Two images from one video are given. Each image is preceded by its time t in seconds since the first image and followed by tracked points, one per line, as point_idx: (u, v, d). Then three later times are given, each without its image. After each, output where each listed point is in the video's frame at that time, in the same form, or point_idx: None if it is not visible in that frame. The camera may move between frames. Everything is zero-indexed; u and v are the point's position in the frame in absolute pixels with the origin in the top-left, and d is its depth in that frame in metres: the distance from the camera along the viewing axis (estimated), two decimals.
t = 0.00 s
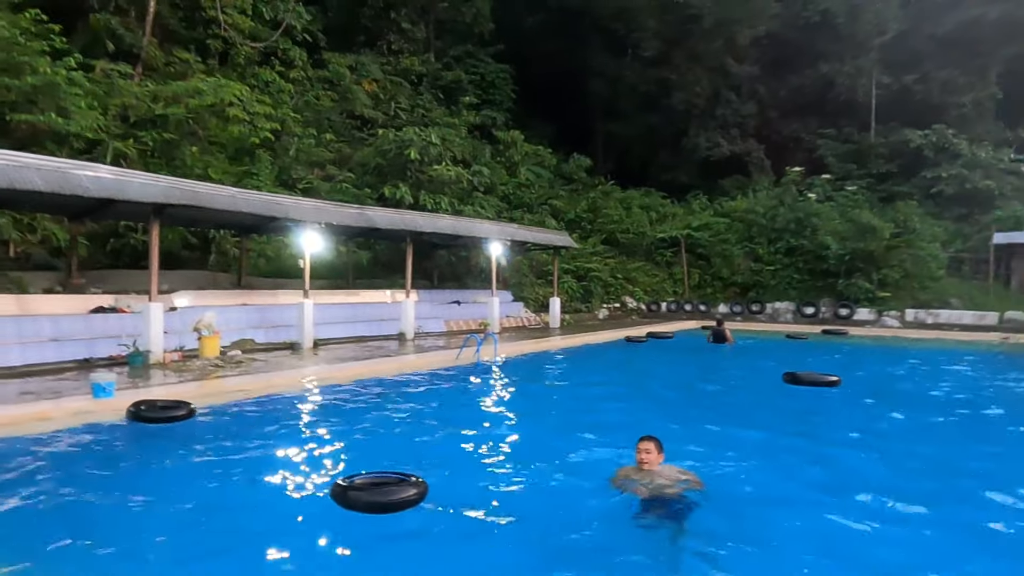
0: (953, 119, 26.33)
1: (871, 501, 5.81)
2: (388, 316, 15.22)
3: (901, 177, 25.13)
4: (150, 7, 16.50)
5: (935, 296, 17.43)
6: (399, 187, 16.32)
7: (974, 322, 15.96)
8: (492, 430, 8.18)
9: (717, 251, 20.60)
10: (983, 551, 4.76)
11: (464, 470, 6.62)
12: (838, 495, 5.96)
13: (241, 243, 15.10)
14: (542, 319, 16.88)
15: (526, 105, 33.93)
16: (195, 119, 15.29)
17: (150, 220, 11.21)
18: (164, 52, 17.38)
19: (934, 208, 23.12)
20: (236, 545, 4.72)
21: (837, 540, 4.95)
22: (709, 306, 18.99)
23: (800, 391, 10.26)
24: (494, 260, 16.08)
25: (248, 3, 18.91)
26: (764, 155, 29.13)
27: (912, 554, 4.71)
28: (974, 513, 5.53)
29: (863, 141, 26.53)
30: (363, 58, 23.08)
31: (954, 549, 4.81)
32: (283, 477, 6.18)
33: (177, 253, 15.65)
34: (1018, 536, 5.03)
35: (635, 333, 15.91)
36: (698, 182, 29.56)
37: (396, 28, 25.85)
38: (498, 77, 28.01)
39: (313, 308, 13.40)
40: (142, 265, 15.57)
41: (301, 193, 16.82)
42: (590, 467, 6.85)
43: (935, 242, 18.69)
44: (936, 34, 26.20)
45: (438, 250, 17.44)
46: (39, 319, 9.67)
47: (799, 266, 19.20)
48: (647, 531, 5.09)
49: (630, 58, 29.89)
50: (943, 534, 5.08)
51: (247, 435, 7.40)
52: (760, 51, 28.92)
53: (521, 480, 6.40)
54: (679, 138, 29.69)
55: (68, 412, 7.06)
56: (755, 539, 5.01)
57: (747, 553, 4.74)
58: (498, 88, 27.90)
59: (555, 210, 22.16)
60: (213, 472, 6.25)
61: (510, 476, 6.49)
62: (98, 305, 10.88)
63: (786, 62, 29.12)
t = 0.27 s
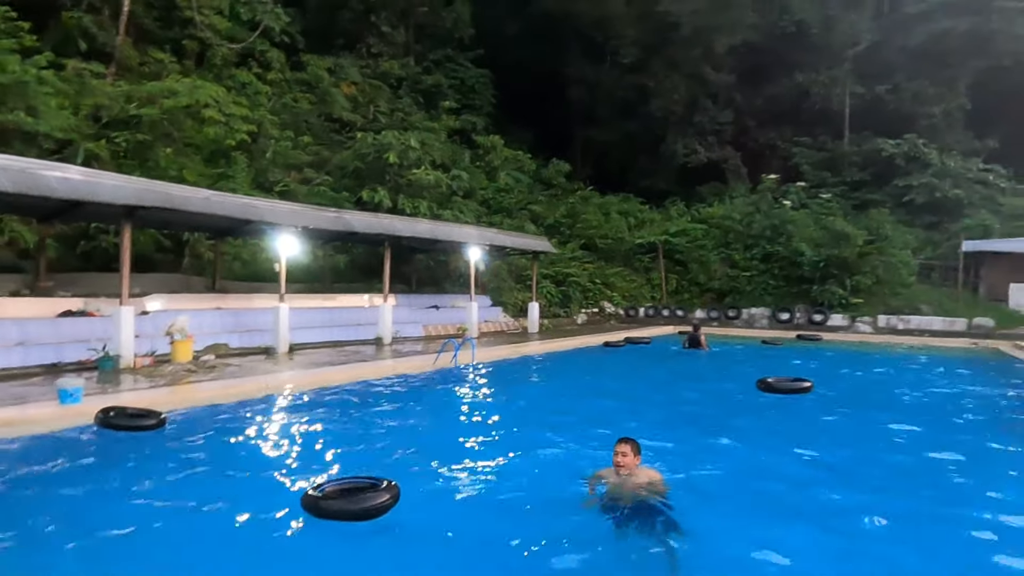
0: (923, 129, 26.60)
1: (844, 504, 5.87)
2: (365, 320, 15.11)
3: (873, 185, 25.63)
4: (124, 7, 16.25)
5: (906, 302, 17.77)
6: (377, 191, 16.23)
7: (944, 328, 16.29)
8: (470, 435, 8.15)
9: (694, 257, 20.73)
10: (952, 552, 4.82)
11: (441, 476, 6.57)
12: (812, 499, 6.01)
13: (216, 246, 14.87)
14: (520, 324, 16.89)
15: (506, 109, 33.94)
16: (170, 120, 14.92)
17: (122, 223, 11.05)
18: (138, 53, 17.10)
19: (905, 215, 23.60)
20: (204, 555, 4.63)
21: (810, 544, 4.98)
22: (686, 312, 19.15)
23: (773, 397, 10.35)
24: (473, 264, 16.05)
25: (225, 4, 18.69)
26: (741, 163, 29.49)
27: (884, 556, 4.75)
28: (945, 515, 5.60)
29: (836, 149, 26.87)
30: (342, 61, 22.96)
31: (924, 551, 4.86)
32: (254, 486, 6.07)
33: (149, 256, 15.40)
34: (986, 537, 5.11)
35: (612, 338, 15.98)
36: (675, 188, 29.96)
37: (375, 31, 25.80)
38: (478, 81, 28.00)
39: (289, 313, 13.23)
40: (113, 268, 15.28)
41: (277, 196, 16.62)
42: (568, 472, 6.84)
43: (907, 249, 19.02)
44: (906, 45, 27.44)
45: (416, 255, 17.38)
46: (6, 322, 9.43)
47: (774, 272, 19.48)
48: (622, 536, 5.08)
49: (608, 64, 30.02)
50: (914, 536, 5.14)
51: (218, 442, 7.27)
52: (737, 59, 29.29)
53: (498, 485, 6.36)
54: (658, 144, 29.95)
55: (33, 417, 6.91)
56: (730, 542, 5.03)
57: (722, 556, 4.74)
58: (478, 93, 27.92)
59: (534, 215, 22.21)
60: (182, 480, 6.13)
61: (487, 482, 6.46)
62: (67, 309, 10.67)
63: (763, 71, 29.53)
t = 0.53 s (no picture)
0: (897, 139, 27.40)
1: (820, 511, 5.91)
2: (341, 328, 14.97)
3: (846, 193, 26.19)
4: (95, 9, 16.03)
5: (879, 307, 18.08)
6: (354, 198, 16.16)
7: (916, 333, 16.60)
8: (450, 443, 8.09)
9: (672, 263, 20.89)
10: (925, 560, 4.87)
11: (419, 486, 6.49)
12: (787, 506, 6.05)
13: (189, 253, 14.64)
14: (499, 331, 16.88)
15: (487, 114, 33.91)
16: (144, 125, 14.60)
17: (92, 228, 10.83)
18: (110, 56, 16.84)
19: (878, 223, 24.04)
20: (170, 569, 4.53)
21: (783, 554, 5.00)
22: (664, 318, 19.19)
23: (748, 404, 10.41)
24: (451, 271, 16.00)
25: (199, 7, 18.48)
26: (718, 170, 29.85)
27: (858, 565, 4.79)
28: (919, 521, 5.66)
29: (810, 156, 27.18)
30: (320, 66, 22.81)
31: (896, 560, 4.89)
32: (225, 498, 5.95)
33: (121, 263, 15.16)
34: (958, 543, 5.16)
35: (591, 344, 16.03)
36: (653, 195, 30.33)
37: (353, 36, 25.68)
38: (457, 88, 28.03)
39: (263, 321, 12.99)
40: (83, 274, 15.01)
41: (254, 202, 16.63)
42: (547, 480, 6.81)
43: (880, 255, 19.31)
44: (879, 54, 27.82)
45: (394, 261, 17.29)
46: None
47: (751, 278, 19.68)
48: (601, 549, 5.06)
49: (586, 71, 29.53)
50: (888, 544, 5.17)
51: (190, 453, 7.12)
52: (713, 68, 29.62)
53: (477, 494, 6.32)
54: (636, 151, 30.19)
55: None
56: (707, 553, 5.04)
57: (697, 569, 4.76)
58: (457, 99, 27.97)
59: (513, 221, 22.24)
60: (151, 492, 6.01)
61: (467, 491, 6.41)
62: (33, 317, 10.42)
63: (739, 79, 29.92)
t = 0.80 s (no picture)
0: (872, 148, 27.87)
1: (802, 517, 5.92)
2: (321, 335, 14.82)
3: (824, 201, 26.51)
4: (71, 11, 15.87)
5: (856, 313, 18.29)
6: (336, 203, 16.11)
7: (893, 339, 16.83)
8: (433, 450, 8.01)
9: (653, 269, 20.99)
10: (904, 564, 4.89)
11: (401, 494, 6.41)
12: (769, 511, 6.06)
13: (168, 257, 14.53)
14: (481, 337, 16.83)
15: (470, 121, 33.81)
16: (120, 128, 14.40)
17: (65, 234, 10.61)
18: (86, 58, 16.63)
19: (855, 230, 24.37)
20: None
21: (764, 559, 5.01)
22: (645, 324, 19.30)
23: (729, 410, 10.43)
24: (433, 277, 15.93)
25: (179, 11, 18.33)
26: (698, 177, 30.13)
27: (838, 570, 4.80)
28: (899, 525, 5.69)
29: (788, 164, 27.56)
30: (301, 71, 22.69)
31: (876, 564, 4.91)
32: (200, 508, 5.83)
33: (96, 269, 14.92)
34: (937, 547, 5.19)
35: (573, 350, 16.03)
36: (634, 202, 30.55)
37: (335, 41, 25.61)
38: (439, 94, 28.06)
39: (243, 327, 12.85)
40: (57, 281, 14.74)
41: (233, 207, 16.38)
42: (530, 487, 6.77)
43: (857, 262, 19.57)
44: (854, 64, 28.38)
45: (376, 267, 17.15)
46: None
47: (731, 285, 19.81)
48: (583, 556, 5.03)
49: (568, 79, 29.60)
50: (866, 549, 5.19)
51: (166, 463, 6.99)
52: (693, 76, 29.96)
53: (459, 502, 6.26)
54: (617, 158, 30.36)
55: None
56: (690, 559, 5.03)
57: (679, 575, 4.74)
58: (439, 105, 27.95)
59: (495, 227, 22.24)
60: (122, 503, 5.87)
61: (449, 499, 6.33)
62: (5, 325, 10.20)
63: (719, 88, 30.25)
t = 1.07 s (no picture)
0: (851, 155, 27.91)
1: (792, 522, 5.97)
2: (307, 342, 14.83)
3: (806, 207, 26.86)
4: (52, 16, 15.66)
5: (839, 319, 18.53)
6: (322, 209, 15.93)
7: (873, 344, 17.11)
8: (422, 460, 7.95)
9: (638, 275, 21.04)
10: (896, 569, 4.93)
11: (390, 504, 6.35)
12: (759, 518, 6.08)
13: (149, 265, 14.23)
14: (467, 343, 16.87)
15: (454, 128, 33.99)
16: (101, 135, 14.32)
17: (47, 241, 10.48)
18: (67, 63, 16.43)
19: (837, 236, 24.73)
20: None
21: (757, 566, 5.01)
22: (631, 330, 19.67)
23: (714, 416, 10.53)
24: (419, 283, 15.95)
25: (163, 16, 18.20)
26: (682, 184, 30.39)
27: None
28: (889, 530, 5.74)
29: (771, 171, 27.91)
30: (286, 77, 22.62)
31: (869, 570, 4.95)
32: (186, 522, 5.73)
33: (77, 276, 14.72)
34: (927, 552, 5.24)
35: (559, 357, 16.14)
36: (620, 210, 30.45)
37: (320, 48, 25.51)
38: (425, 100, 28.12)
39: (228, 335, 12.76)
40: (36, 288, 14.51)
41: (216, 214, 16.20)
42: (521, 496, 6.74)
43: (838, 268, 19.89)
44: (834, 73, 29.43)
45: (361, 274, 17.10)
46: None
47: (715, 291, 19.97)
48: (576, 565, 5.02)
49: (553, 87, 29.95)
50: (858, 554, 5.23)
51: (150, 476, 6.87)
52: (677, 85, 30.37)
53: (450, 511, 6.21)
54: (602, 165, 30.47)
55: None
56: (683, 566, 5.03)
57: None
58: (425, 112, 28.04)
59: (481, 234, 22.29)
60: (108, 519, 5.77)
61: (439, 509, 6.29)
62: None
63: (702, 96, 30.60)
